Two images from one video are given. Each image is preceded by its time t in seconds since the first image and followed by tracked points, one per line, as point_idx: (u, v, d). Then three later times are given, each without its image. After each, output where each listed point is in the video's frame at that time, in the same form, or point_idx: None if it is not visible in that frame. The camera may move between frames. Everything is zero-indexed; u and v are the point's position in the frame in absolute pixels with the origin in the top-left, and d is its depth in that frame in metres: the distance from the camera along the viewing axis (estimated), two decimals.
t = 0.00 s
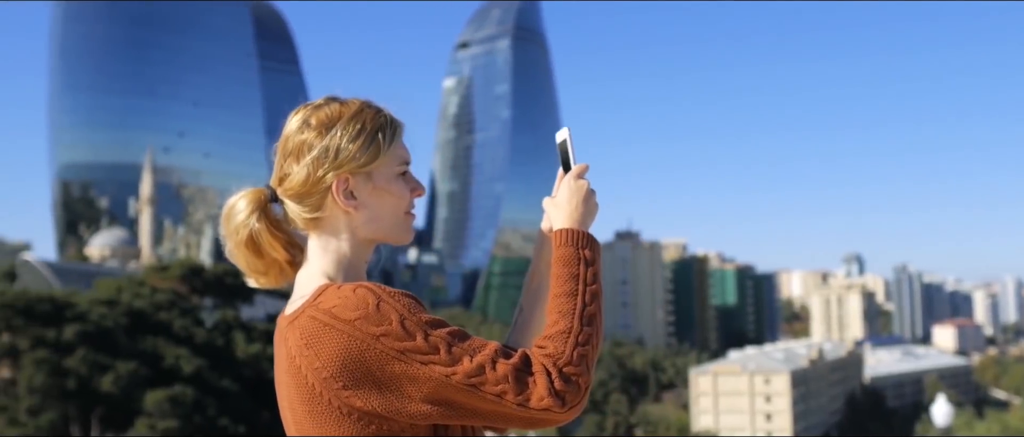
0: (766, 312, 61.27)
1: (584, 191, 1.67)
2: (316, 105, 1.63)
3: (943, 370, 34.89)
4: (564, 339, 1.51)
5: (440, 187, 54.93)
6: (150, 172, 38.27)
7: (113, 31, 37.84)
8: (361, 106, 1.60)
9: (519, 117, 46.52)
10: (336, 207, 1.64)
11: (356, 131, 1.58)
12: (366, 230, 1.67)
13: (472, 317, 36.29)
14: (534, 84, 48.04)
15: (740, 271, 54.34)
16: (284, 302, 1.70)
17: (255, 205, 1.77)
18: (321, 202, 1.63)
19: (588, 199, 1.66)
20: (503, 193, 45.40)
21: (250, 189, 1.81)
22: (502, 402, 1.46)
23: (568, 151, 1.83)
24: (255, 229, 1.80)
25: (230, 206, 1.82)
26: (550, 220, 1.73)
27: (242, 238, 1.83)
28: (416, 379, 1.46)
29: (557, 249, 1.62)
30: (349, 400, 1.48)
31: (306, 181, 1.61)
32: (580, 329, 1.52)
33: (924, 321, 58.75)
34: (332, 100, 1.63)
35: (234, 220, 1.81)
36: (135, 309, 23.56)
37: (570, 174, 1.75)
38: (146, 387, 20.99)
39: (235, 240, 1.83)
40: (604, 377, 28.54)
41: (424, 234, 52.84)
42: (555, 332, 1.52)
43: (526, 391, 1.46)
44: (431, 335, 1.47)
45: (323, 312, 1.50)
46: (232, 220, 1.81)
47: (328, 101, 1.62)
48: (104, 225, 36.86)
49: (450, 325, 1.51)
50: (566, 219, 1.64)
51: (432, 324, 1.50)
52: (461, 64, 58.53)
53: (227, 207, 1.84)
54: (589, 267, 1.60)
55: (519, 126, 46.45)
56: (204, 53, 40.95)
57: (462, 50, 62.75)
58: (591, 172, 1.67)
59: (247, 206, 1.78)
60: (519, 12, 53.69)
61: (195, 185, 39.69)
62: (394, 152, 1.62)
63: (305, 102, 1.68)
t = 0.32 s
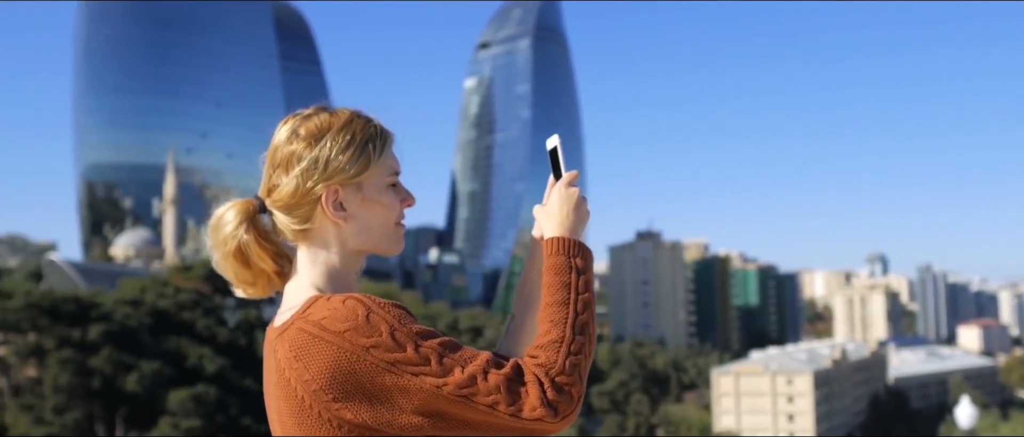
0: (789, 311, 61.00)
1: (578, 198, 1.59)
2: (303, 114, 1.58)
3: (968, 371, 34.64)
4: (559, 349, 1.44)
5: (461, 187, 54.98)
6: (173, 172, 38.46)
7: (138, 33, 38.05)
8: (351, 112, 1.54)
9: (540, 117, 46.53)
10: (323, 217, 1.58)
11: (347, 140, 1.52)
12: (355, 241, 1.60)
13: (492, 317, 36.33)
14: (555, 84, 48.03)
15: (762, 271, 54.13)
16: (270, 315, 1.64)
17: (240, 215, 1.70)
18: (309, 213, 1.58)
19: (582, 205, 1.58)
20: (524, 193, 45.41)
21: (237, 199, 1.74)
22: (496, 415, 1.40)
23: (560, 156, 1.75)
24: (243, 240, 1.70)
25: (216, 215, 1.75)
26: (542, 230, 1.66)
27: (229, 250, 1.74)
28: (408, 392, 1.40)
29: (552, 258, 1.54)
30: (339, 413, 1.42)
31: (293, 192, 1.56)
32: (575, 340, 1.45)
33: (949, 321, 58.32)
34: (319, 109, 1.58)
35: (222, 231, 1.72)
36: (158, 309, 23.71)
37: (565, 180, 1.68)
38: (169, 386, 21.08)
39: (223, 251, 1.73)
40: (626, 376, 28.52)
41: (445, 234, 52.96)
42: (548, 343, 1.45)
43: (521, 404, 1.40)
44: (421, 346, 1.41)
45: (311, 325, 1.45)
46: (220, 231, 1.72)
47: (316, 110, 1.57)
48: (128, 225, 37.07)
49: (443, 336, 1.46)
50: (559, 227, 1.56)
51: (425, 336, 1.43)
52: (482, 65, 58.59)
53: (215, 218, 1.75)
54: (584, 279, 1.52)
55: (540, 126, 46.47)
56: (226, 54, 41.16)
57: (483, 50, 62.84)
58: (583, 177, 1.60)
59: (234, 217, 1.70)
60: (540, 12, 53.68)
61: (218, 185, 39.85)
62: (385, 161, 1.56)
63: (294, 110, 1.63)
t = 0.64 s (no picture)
0: (811, 312, 60.65)
1: (563, 201, 1.57)
2: (288, 120, 1.59)
3: (992, 371, 34.34)
4: (544, 352, 1.43)
5: (481, 187, 55.02)
6: (195, 174, 38.79)
7: (161, 35, 38.33)
8: (334, 119, 1.54)
9: (560, 117, 46.53)
10: (309, 224, 1.57)
11: (329, 145, 1.52)
12: (340, 247, 1.60)
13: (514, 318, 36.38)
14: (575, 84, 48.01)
15: (784, 271, 53.88)
16: (259, 320, 1.63)
17: (227, 224, 1.68)
18: (295, 220, 1.58)
19: (569, 210, 1.56)
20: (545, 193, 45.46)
21: (222, 208, 1.73)
22: (482, 418, 1.38)
23: (547, 160, 1.74)
24: (226, 250, 1.70)
25: (201, 226, 1.72)
26: (527, 239, 1.64)
27: (213, 258, 1.73)
28: (393, 398, 1.39)
29: (536, 261, 1.53)
30: (326, 417, 1.41)
31: (277, 199, 1.56)
32: (559, 342, 1.44)
33: (974, 321, 57.79)
34: (304, 116, 1.59)
35: (204, 240, 1.71)
36: (181, 309, 23.84)
37: (551, 181, 1.67)
38: (192, 386, 21.17)
39: (206, 259, 1.72)
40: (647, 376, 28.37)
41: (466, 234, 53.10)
42: (533, 345, 1.44)
43: (506, 407, 1.39)
44: (407, 350, 1.40)
45: (296, 331, 1.44)
46: (203, 240, 1.71)
47: (301, 117, 1.58)
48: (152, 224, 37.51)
49: (429, 341, 1.45)
50: (544, 230, 1.55)
51: (412, 340, 1.43)
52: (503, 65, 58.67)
53: (196, 228, 1.75)
54: (571, 279, 1.50)
55: (560, 126, 46.47)
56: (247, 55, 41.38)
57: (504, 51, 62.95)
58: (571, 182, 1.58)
59: (218, 225, 1.69)
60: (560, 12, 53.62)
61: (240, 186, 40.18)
62: (369, 167, 1.56)
63: (279, 116, 1.63)
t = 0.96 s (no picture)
0: (837, 311, 60.25)
1: (554, 204, 1.62)
2: (278, 126, 1.62)
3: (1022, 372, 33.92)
4: (537, 356, 1.48)
5: (506, 187, 55.04)
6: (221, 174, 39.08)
7: (188, 36, 38.65)
8: (323, 125, 1.57)
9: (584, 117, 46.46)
10: (300, 230, 1.61)
11: (320, 153, 1.56)
12: (331, 253, 1.63)
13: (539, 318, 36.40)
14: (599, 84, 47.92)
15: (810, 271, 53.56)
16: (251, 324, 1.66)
17: (215, 231, 1.70)
18: (285, 226, 1.61)
19: (558, 214, 1.61)
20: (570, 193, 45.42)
21: (212, 214, 1.73)
22: (476, 423, 1.44)
23: (536, 162, 1.78)
24: (216, 258, 1.71)
25: (191, 232, 1.73)
26: (517, 245, 1.69)
27: (203, 265, 1.74)
28: (389, 404, 1.43)
29: (527, 266, 1.59)
30: (319, 424, 1.45)
31: (268, 204, 1.59)
32: (551, 346, 1.49)
33: (1003, 321, 57.15)
34: (293, 123, 1.62)
35: (195, 246, 1.72)
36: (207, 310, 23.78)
37: (541, 185, 1.71)
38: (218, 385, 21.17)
39: (195, 265, 1.74)
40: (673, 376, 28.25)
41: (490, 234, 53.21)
42: (526, 349, 1.49)
43: (500, 411, 1.44)
44: (400, 355, 1.45)
45: (288, 338, 1.48)
46: (193, 247, 1.72)
47: (289, 123, 1.61)
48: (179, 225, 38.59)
49: (421, 345, 1.49)
50: (534, 234, 1.60)
51: (404, 346, 1.47)
52: (527, 65, 58.66)
53: (186, 234, 1.77)
54: (561, 283, 1.56)
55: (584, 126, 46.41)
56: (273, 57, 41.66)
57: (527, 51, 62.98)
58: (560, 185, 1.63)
59: (207, 233, 1.70)
60: (584, 11, 53.52)
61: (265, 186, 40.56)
62: (359, 173, 1.60)
63: (268, 122, 1.66)
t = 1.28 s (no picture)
0: (864, 312, 59.79)
1: (558, 204, 1.64)
2: (287, 125, 1.62)
3: None
4: (544, 356, 1.49)
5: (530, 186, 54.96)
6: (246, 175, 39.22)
7: (213, 38, 39.01)
8: (333, 125, 1.59)
9: (608, 117, 46.33)
10: (310, 229, 1.61)
11: (330, 153, 1.56)
12: (339, 252, 1.63)
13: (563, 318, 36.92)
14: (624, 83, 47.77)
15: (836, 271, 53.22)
16: (257, 325, 1.66)
17: (224, 229, 1.69)
18: (294, 226, 1.61)
19: (564, 215, 1.63)
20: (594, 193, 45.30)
21: (221, 213, 1.73)
22: (485, 422, 1.45)
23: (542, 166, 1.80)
24: (224, 257, 1.71)
25: (199, 230, 1.74)
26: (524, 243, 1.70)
27: (211, 263, 1.74)
28: (401, 407, 1.44)
29: (533, 268, 1.60)
30: (327, 423, 1.44)
31: (278, 204, 1.59)
32: (559, 345, 1.50)
33: None
34: (304, 122, 1.62)
35: (203, 245, 1.72)
36: (234, 310, 23.98)
37: (547, 187, 1.73)
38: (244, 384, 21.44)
39: (204, 264, 1.74)
40: (697, 377, 28.18)
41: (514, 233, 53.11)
42: (534, 348, 1.50)
43: (509, 411, 1.45)
44: (410, 356, 1.45)
45: (298, 337, 1.48)
46: (201, 246, 1.72)
47: (299, 122, 1.61)
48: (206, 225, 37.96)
49: (430, 344, 1.50)
50: (540, 235, 1.62)
51: (414, 347, 1.47)
52: (551, 65, 58.61)
53: (194, 232, 1.76)
54: (567, 284, 1.58)
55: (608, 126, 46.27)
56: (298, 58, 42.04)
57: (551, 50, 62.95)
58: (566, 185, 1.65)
59: (215, 232, 1.70)
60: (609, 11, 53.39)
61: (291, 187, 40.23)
62: (367, 174, 1.60)
63: (276, 123, 1.66)
